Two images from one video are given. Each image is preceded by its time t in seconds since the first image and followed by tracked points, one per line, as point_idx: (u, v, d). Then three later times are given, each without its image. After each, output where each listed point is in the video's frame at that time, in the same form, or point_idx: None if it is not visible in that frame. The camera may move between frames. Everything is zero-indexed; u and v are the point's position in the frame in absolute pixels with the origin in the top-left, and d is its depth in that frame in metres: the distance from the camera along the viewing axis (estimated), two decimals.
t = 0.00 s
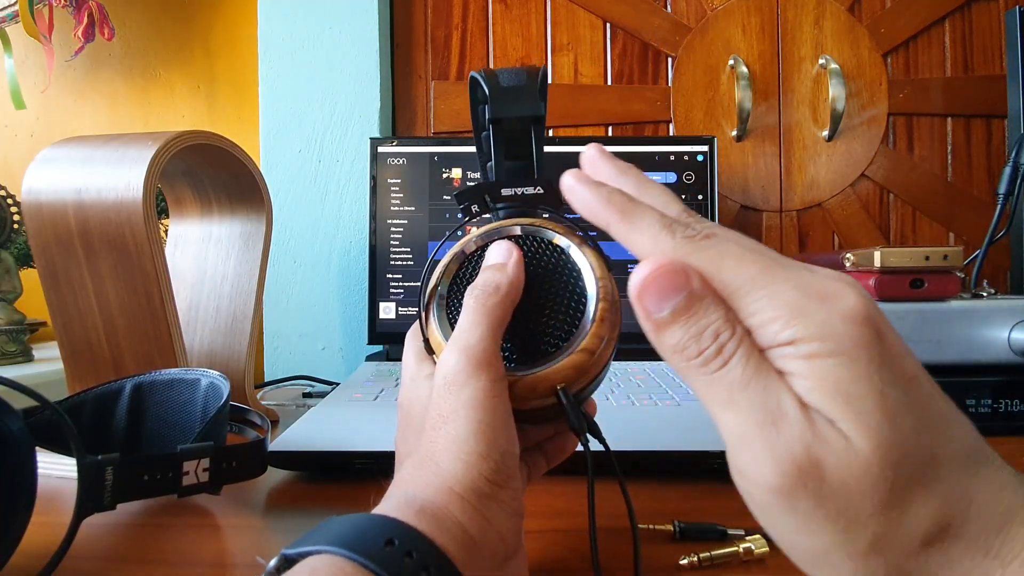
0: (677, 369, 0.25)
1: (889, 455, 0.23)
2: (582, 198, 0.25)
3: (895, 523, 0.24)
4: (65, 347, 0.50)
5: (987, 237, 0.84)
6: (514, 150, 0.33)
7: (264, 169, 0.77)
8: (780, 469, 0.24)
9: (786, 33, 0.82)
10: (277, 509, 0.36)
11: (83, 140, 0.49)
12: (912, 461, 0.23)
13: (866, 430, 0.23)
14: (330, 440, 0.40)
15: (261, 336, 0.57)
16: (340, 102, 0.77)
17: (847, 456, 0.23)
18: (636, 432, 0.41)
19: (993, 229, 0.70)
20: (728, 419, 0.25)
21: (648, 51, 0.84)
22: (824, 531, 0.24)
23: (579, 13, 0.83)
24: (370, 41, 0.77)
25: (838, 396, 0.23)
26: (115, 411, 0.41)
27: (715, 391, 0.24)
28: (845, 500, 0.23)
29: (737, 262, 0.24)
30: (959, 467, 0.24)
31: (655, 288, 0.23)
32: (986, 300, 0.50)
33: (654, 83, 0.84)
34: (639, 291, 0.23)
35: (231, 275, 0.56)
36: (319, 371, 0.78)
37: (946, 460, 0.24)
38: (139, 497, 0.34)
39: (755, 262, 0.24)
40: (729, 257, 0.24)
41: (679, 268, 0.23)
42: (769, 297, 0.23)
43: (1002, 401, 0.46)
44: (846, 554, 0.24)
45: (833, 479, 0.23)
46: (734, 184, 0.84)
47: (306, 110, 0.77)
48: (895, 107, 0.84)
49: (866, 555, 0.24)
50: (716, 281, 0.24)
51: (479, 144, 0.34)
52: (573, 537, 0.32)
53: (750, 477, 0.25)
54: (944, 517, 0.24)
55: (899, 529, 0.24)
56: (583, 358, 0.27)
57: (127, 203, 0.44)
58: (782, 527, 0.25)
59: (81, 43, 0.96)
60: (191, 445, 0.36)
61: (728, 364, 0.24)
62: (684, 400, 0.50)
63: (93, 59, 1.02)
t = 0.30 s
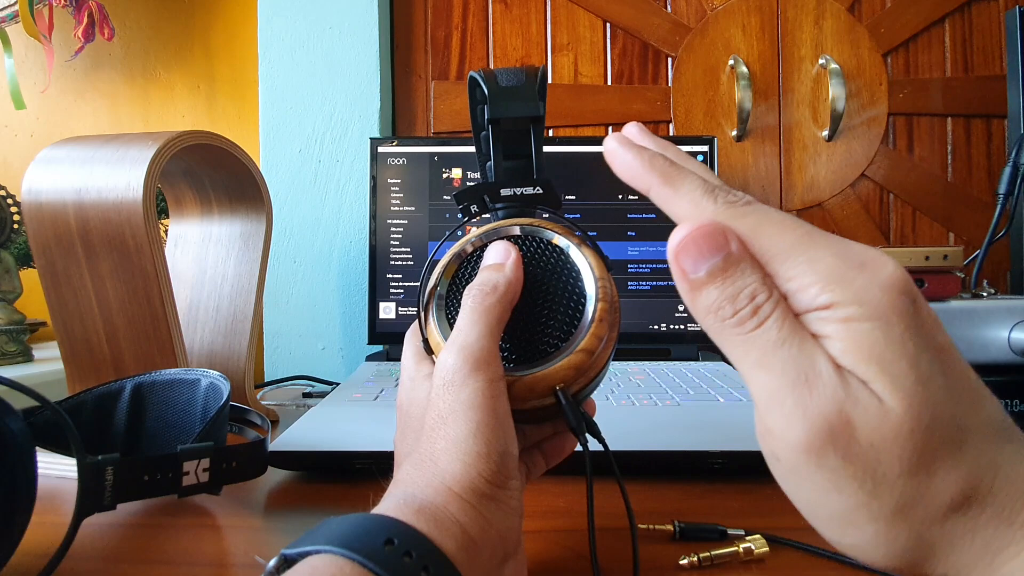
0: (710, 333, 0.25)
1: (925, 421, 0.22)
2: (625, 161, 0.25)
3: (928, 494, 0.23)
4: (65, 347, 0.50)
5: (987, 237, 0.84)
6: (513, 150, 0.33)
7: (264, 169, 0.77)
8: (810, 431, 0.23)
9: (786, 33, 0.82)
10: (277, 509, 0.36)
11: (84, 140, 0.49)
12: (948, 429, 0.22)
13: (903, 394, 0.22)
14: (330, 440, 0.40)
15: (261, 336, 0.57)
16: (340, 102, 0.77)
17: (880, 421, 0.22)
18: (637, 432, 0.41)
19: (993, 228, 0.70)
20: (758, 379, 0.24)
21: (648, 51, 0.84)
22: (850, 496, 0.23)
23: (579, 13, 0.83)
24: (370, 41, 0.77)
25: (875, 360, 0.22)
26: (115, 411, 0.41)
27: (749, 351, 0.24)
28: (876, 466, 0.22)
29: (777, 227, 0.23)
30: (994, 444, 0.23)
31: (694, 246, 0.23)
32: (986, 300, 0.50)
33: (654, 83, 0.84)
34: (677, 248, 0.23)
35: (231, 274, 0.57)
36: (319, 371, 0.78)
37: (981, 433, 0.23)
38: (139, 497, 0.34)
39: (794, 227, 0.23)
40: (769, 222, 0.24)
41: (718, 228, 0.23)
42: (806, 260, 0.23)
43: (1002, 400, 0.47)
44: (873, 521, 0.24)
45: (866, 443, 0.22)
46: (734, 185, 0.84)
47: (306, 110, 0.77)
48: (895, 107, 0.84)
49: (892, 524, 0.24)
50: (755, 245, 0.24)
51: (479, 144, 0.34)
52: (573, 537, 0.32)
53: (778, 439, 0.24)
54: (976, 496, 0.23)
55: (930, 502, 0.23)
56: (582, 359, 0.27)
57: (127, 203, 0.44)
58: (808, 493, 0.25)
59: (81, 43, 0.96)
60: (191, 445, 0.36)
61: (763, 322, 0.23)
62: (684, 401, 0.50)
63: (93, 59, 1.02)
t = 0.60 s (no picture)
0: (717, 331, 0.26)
1: (914, 404, 0.22)
2: (648, 182, 0.27)
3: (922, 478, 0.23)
4: (65, 347, 0.50)
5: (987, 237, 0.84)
6: (513, 148, 0.33)
7: (264, 168, 0.77)
8: (804, 404, 0.23)
9: (786, 33, 0.82)
10: (277, 509, 0.36)
11: (84, 140, 0.49)
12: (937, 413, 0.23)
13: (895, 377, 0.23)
14: (330, 440, 0.40)
15: (260, 336, 0.57)
16: (340, 102, 0.77)
17: (873, 399, 0.23)
18: (637, 432, 0.41)
19: (994, 228, 0.70)
20: (756, 359, 0.24)
21: (648, 51, 0.84)
22: (842, 473, 0.24)
23: (579, 13, 0.83)
24: (370, 41, 0.77)
25: (867, 346, 0.23)
26: (115, 411, 0.41)
27: (751, 342, 0.24)
28: (869, 441, 0.23)
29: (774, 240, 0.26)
30: (983, 437, 0.24)
31: (704, 250, 0.25)
32: (986, 300, 0.50)
33: (654, 83, 0.84)
34: (687, 253, 0.25)
35: (231, 274, 0.57)
36: (319, 371, 0.78)
37: (970, 425, 0.23)
38: (139, 497, 0.34)
39: (791, 239, 0.26)
40: (770, 237, 0.26)
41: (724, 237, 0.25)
42: (803, 266, 0.25)
43: (1002, 400, 0.46)
44: (864, 499, 0.24)
45: (859, 419, 0.23)
46: (734, 185, 0.84)
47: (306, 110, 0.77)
48: (895, 107, 0.84)
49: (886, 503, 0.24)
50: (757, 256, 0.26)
51: (478, 141, 0.34)
52: (573, 537, 0.32)
53: (777, 416, 0.24)
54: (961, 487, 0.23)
55: (922, 485, 0.23)
56: (581, 359, 0.27)
57: (127, 203, 0.44)
58: (804, 470, 0.25)
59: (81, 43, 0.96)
60: (191, 445, 0.36)
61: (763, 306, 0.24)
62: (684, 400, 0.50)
63: (93, 59, 1.02)
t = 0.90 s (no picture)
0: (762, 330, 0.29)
1: (926, 384, 0.26)
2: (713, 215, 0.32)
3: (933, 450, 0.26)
4: (65, 348, 0.50)
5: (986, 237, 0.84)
6: (516, 148, 0.33)
7: (264, 168, 0.77)
8: (830, 384, 0.27)
9: (786, 33, 0.82)
10: (277, 510, 0.36)
11: (84, 140, 0.49)
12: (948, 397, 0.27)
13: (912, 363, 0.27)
14: (331, 440, 0.40)
15: (260, 337, 0.57)
16: (340, 102, 0.77)
17: (890, 381, 0.26)
18: (637, 432, 0.41)
19: (994, 228, 0.70)
20: (790, 348, 0.28)
21: (648, 51, 0.84)
22: (862, 445, 0.27)
23: (579, 13, 0.83)
24: (370, 41, 0.77)
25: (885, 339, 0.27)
26: (115, 411, 0.41)
27: (785, 336, 0.28)
28: (887, 416, 0.26)
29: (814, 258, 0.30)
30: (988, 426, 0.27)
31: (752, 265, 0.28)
32: (986, 300, 0.50)
33: (654, 83, 0.84)
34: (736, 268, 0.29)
35: (231, 274, 0.57)
36: (319, 371, 0.78)
37: (975, 412, 0.27)
38: (140, 497, 0.34)
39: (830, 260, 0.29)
40: (807, 256, 0.30)
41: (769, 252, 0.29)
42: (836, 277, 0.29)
43: (1003, 400, 0.47)
44: (883, 468, 0.27)
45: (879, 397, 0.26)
46: (734, 185, 0.84)
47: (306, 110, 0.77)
48: (895, 107, 0.84)
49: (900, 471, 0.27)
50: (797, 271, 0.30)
51: (481, 140, 0.34)
52: (573, 537, 0.33)
53: (806, 395, 0.28)
54: (970, 462, 0.26)
55: (935, 459, 0.26)
56: (582, 361, 0.27)
57: (127, 203, 0.44)
58: (832, 443, 0.29)
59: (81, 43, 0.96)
60: (190, 445, 0.36)
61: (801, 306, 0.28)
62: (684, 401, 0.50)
63: (93, 59, 1.02)
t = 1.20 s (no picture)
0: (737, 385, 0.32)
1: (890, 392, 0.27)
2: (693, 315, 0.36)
3: (912, 450, 0.26)
4: (65, 348, 0.50)
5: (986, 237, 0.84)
6: (516, 149, 0.33)
7: (264, 168, 0.77)
8: (801, 400, 0.28)
9: (786, 33, 0.82)
10: (277, 510, 0.36)
11: (85, 140, 0.49)
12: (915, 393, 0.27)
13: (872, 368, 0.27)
14: (331, 440, 0.40)
15: (260, 337, 0.57)
16: (340, 102, 0.77)
17: (856, 391, 0.27)
18: (638, 432, 0.41)
19: (993, 228, 0.70)
20: (758, 380, 0.30)
21: (648, 51, 0.84)
22: (844, 461, 0.27)
23: (578, 13, 0.83)
24: (370, 41, 0.77)
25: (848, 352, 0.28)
26: (115, 411, 0.41)
27: (749, 370, 0.30)
28: (858, 426, 0.27)
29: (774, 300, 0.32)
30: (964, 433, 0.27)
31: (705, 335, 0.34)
32: (986, 300, 0.50)
33: (654, 83, 0.84)
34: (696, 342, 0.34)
35: (231, 274, 0.57)
36: (319, 371, 0.78)
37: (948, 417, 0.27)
38: (140, 497, 0.34)
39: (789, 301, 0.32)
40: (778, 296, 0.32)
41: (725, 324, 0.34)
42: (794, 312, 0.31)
43: (1002, 400, 0.45)
44: (868, 480, 0.27)
45: (844, 407, 0.27)
46: (734, 185, 0.84)
47: (306, 110, 0.77)
48: (895, 107, 0.84)
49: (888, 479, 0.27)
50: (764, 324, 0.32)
51: (480, 141, 0.34)
52: (573, 536, 0.33)
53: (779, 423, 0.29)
54: (951, 464, 0.26)
55: (916, 462, 0.26)
56: (582, 361, 0.27)
57: (127, 203, 0.44)
58: (816, 469, 0.28)
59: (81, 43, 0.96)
60: (191, 445, 0.36)
61: (749, 345, 0.31)
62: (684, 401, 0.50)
63: (93, 59, 1.02)
